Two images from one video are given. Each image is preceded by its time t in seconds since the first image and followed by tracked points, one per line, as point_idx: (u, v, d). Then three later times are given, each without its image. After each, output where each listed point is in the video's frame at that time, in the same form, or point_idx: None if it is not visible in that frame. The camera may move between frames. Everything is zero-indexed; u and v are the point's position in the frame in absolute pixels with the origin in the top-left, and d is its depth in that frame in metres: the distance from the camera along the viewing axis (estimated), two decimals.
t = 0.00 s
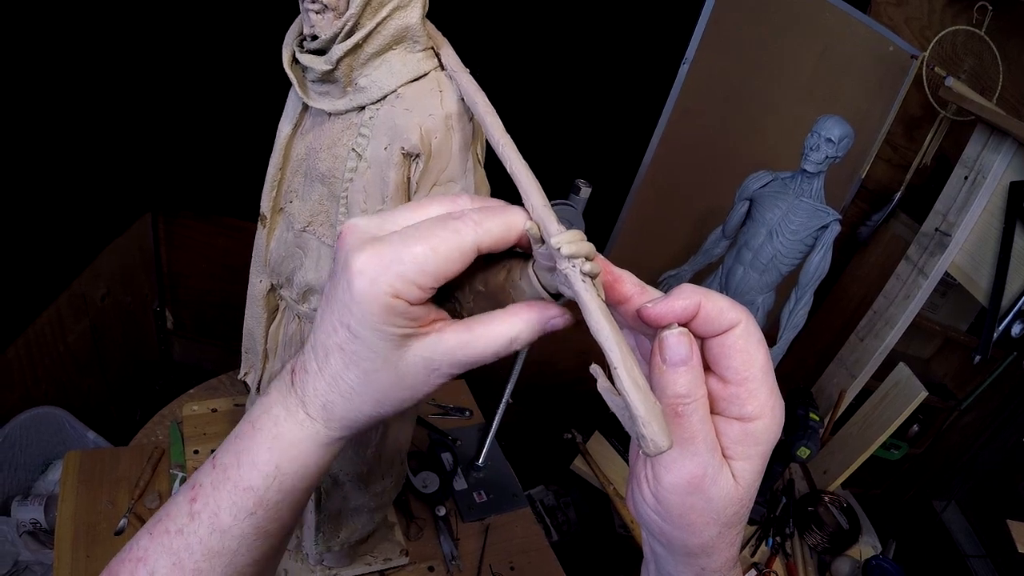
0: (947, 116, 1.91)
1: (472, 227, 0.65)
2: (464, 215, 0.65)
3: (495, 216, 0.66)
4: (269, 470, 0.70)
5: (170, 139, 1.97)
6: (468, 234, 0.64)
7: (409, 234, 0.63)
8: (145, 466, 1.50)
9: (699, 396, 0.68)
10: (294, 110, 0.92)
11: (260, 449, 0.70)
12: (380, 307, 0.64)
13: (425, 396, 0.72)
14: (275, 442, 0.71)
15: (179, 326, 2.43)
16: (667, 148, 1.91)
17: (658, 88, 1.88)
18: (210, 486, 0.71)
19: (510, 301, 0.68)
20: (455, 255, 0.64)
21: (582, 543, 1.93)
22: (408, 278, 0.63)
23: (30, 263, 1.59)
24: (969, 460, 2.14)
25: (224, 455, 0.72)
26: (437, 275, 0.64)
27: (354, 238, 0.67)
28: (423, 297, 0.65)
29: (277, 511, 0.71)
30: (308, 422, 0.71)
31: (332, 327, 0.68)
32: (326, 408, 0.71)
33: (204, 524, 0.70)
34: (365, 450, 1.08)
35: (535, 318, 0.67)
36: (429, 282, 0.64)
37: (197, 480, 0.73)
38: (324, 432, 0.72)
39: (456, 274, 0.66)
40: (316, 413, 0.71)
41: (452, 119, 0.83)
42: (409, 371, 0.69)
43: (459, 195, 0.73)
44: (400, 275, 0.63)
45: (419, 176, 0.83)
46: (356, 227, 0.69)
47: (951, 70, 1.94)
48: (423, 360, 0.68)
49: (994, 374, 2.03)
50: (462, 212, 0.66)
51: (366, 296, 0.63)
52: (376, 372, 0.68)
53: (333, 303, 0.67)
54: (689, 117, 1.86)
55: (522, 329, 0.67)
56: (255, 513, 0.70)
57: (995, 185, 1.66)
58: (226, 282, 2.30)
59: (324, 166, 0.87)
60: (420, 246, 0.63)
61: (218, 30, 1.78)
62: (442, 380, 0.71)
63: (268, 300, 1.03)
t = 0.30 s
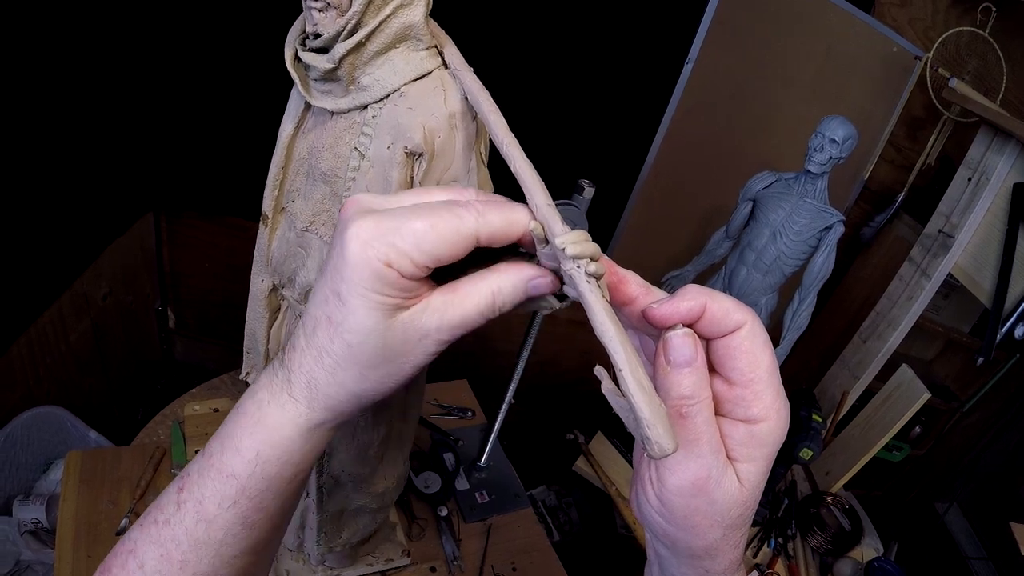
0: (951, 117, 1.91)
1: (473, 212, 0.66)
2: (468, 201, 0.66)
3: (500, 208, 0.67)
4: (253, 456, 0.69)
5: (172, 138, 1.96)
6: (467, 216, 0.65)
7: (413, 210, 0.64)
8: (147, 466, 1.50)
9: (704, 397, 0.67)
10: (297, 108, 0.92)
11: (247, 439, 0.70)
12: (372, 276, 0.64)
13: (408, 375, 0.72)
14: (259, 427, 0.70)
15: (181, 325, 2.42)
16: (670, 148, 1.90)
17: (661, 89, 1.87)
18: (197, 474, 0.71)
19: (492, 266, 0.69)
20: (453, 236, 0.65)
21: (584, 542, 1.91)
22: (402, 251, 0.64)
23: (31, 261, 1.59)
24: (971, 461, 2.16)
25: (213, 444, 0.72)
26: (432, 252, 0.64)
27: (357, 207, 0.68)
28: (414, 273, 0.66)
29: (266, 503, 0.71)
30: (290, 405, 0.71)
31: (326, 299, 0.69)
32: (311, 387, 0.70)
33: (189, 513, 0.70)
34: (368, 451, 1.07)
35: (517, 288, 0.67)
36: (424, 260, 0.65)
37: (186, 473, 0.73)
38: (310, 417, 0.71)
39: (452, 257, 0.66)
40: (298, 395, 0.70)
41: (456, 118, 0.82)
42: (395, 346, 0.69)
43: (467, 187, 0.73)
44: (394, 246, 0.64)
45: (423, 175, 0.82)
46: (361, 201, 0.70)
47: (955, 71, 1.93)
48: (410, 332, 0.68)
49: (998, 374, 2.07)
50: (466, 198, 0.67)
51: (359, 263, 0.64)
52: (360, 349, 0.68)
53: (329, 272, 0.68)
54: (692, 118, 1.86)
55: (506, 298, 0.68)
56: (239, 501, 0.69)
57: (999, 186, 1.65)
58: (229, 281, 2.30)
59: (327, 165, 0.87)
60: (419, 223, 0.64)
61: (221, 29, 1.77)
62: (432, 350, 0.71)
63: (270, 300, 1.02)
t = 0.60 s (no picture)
0: (953, 117, 1.91)
1: (482, 208, 0.67)
2: (478, 197, 0.67)
3: (509, 206, 0.68)
4: (257, 449, 0.70)
5: (173, 138, 1.97)
6: (478, 211, 0.66)
7: (421, 205, 0.65)
8: (149, 464, 1.50)
9: (707, 395, 0.68)
10: (300, 108, 0.92)
11: (250, 430, 0.70)
12: (382, 271, 0.64)
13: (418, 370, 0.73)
14: (263, 421, 0.70)
15: (183, 325, 2.42)
16: (671, 148, 1.90)
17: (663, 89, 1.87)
18: (199, 468, 0.71)
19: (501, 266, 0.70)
20: (465, 232, 0.65)
21: (586, 542, 1.90)
22: (413, 246, 0.64)
23: (33, 260, 1.59)
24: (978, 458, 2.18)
25: (214, 436, 0.72)
26: (442, 248, 0.65)
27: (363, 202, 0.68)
28: (423, 268, 0.66)
29: (270, 497, 0.71)
30: (297, 397, 0.71)
31: (331, 292, 0.69)
32: (317, 380, 0.70)
33: (193, 507, 0.70)
34: (370, 451, 1.07)
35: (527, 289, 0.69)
36: (434, 255, 0.65)
37: (187, 469, 0.73)
38: (314, 408, 0.72)
39: (462, 253, 0.67)
40: (305, 389, 0.71)
41: (460, 118, 0.83)
42: (403, 340, 0.69)
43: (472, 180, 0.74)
44: (404, 241, 0.64)
45: (427, 174, 0.82)
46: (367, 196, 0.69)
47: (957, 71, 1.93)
48: (420, 325, 0.69)
49: (999, 374, 2.07)
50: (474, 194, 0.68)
51: (368, 259, 0.64)
52: (370, 342, 0.69)
53: (335, 267, 0.67)
54: (693, 118, 1.86)
55: (517, 296, 0.69)
56: (242, 495, 0.70)
57: (1001, 186, 1.65)
58: (231, 281, 2.30)
59: (331, 164, 0.87)
60: (430, 218, 0.64)
61: (222, 29, 1.78)
62: (441, 345, 0.72)
63: (273, 299, 1.03)
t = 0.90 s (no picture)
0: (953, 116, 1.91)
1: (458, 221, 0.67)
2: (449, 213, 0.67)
3: (479, 213, 0.68)
4: (242, 485, 0.66)
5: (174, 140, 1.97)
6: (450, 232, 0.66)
7: (387, 235, 0.64)
8: (152, 464, 1.51)
9: (731, 403, 0.67)
10: (302, 109, 0.93)
11: (233, 479, 0.66)
12: (356, 309, 0.63)
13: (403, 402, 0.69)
14: (250, 457, 0.66)
15: (186, 325, 2.44)
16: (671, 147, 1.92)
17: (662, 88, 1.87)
18: (186, 508, 0.67)
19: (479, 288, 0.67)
20: (435, 254, 0.65)
21: (589, 544, 1.92)
22: (384, 276, 0.63)
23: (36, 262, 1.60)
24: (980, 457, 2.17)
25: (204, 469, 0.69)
26: (416, 273, 0.65)
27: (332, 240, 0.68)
28: (400, 299, 0.65)
29: (257, 542, 0.67)
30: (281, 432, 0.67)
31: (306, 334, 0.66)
32: (298, 421, 0.67)
33: (182, 548, 0.65)
34: (373, 449, 1.08)
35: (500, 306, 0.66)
36: (407, 283, 0.64)
37: (175, 508, 0.68)
38: (299, 450, 0.68)
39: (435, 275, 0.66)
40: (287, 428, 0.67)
41: (459, 118, 0.83)
42: (384, 374, 0.66)
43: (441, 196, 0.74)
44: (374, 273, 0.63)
45: (427, 174, 0.83)
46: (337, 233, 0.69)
47: (956, 69, 1.91)
48: (399, 359, 0.66)
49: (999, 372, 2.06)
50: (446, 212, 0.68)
51: (342, 295, 0.63)
52: (348, 376, 0.66)
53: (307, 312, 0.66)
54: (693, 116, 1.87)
55: (489, 321, 0.66)
56: (230, 536, 0.66)
57: (1001, 183, 1.66)
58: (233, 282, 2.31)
59: (332, 165, 0.88)
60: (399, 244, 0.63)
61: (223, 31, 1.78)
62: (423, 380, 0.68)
63: (276, 298, 1.03)
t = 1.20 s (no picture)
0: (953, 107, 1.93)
1: (475, 521, 0.72)
2: (471, 507, 0.72)
3: (493, 500, 0.75)
4: None
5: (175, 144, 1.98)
6: (472, 526, 0.71)
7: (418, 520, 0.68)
8: (162, 464, 1.52)
9: (592, 546, 0.69)
10: (306, 108, 0.94)
11: None
12: None
13: None
14: None
15: (191, 329, 2.47)
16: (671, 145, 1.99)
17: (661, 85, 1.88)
18: None
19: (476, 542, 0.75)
20: (459, 537, 0.70)
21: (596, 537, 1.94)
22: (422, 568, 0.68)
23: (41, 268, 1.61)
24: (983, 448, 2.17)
25: None
26: (442, 558, 0.69)
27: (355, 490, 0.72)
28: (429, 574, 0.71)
29: None
30: None
31: None
32: None
33: None
34: (383, 444, 1.08)
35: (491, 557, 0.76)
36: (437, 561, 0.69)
37: None
38: None
39: (455, 554, 0.71)
40: None
41: (462, 114, 0.84)
42: None
43: (449, 464, 0.75)
44: (416, 557, 0.68)
45: (431, 169, 0.84)
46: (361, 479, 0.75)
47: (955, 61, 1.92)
48: None
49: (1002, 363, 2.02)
50: (462, 503, 0.72)
51: None
52: None
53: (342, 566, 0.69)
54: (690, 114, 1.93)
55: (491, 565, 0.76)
56: None
57: (1001, 175, 1.66)
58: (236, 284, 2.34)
59: (337, 162, 0.89)
60: (436, 541, 0.68)
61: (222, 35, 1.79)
62: None
63: (283, 296, 1.06)
